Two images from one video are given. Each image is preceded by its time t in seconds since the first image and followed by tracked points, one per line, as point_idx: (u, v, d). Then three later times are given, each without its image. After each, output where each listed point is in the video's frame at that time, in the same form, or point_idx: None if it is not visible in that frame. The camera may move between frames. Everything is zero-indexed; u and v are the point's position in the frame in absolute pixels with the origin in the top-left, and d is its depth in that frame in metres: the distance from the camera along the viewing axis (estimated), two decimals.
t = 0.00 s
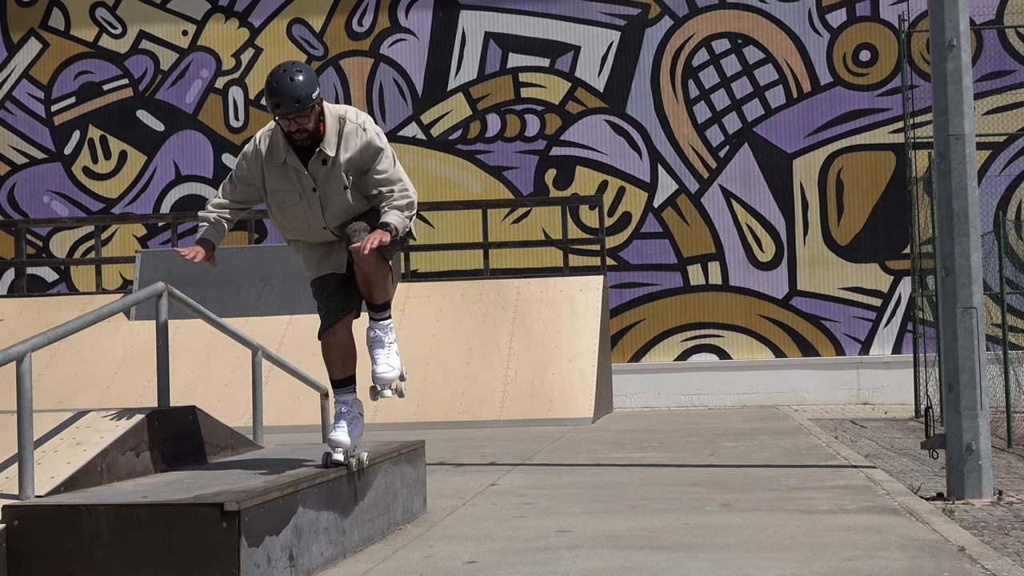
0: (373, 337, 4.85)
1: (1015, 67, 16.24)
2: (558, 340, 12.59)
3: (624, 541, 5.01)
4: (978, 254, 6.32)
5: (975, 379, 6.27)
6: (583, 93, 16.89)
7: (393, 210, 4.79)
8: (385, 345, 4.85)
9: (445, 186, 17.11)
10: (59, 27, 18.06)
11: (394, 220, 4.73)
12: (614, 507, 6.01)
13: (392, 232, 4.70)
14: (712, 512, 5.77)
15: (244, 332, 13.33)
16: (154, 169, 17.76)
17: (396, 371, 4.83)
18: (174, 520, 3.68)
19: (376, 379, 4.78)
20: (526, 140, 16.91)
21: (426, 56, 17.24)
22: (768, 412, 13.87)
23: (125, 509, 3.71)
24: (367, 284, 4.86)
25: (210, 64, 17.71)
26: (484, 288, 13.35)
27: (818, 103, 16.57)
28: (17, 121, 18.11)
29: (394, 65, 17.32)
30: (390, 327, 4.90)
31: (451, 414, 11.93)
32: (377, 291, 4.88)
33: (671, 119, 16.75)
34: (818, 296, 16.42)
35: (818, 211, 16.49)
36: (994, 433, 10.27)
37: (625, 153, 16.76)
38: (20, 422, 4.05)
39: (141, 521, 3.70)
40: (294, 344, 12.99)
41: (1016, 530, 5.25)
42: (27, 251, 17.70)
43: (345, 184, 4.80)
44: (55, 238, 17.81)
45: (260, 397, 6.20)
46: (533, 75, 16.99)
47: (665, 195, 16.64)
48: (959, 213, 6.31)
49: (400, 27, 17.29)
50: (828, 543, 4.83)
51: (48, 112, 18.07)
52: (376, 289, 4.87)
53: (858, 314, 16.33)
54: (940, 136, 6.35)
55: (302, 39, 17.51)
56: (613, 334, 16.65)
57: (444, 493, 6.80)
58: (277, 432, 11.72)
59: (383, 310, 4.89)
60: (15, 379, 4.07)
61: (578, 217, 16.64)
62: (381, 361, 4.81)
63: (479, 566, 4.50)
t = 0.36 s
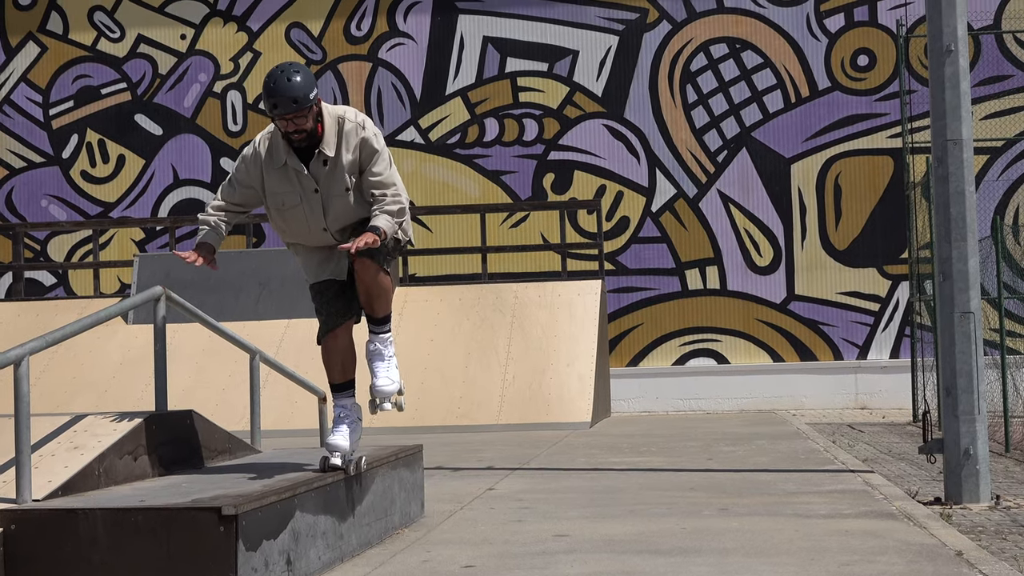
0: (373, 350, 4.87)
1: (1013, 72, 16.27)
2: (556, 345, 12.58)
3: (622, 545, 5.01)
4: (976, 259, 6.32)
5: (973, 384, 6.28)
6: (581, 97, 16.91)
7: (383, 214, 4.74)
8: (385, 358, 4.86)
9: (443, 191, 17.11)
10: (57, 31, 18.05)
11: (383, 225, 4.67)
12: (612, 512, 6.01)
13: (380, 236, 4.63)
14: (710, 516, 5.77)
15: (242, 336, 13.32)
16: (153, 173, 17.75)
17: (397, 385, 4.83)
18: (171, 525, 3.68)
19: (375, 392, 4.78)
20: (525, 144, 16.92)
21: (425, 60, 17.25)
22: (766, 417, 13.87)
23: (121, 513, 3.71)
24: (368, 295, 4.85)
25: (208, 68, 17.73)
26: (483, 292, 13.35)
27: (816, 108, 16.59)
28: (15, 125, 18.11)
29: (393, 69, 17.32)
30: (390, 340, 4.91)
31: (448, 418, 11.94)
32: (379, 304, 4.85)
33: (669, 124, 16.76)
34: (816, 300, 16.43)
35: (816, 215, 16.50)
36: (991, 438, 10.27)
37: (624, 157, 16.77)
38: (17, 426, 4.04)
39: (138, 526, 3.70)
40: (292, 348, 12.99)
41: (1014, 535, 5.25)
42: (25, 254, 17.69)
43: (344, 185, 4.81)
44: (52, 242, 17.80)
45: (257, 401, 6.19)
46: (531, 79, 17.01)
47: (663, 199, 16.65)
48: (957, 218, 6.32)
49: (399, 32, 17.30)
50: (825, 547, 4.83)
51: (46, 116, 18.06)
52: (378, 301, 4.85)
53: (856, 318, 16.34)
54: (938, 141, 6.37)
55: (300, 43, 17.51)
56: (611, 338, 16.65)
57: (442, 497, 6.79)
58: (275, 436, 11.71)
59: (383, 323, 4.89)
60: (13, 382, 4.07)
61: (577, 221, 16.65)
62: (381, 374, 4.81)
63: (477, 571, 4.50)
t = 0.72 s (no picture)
0: (376, 385, 4.98)
1: (1010, 75, 16.29)
2: (555, 349, 12.57)
3: (620, 549, 5.00)
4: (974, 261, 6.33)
5: (971, 386, 6.29)
6: (579, 101, 16.92)
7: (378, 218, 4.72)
8: (388, 392, 5.00)
9: (441, 195, 17.12)
10: (55, 37, 18.06)
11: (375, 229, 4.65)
12: (611, 516, 6.01)
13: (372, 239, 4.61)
14: (709, 520, 5.77)
15: (240, 341, 13.31)
16: (150, 178, 17.76)
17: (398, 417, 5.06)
18: (169, 530, 3.68)
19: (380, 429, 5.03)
20: (522, 148, 16.94)
21: (422, 65, 17.25)
22: (765, 420, 13.88)
23: (119, 519, 3.71)
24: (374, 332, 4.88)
25: (206, 74, 17.73)
26: (481, 296, 13.34)
27: (813, 111, 16.61)
28: (13, 131, 18.12)
29: (390, 74, 17.33)
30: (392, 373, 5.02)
31: (447, 422, 11.94)
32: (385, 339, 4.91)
33: (667, 127, 16.77)
34: (814, 303, 16.44)
35: (814, 218, 16.51)
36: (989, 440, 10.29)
37: (621, 161, 16.78)
38: (14, 432, 4.04)
39: (135, 531, 3.70)
40: (290, 353, 12.99)
41: (1012, 537, 5.25)
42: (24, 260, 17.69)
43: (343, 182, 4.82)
44: (51, 248, 17.80)
45: (255, 406, 6.18)
46: (529, 83, 17.03)
47: (661, 203, 16.67)
48: (954, 220, 6.32)
49: (396, 36, 17.31)
50: (824, 550, 4.83)
51: (44, 122, 18.07)
52: (383, 336, 4.90)
53: (854, 321, 16.35)
54: (935, 144, 6.37)
55: (297, 48, 17.53)
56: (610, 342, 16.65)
57: (440, 502, 6.79)
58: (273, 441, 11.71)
59: (386, 356, 4.99)
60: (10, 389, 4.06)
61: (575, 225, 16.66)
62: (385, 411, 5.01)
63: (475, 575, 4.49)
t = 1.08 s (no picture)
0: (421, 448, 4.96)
1: (1011, 77, 16.29)
2: (555, 352, 12.56)
3: (621, 551, 5.00)
4: (975, 263, 6.33)
5: (972, 389, 6.28)
6: (579, 103, 16.93)
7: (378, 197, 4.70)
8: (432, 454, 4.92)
9: (441, 197, 17.13)
10: (55, 40, 18.07)
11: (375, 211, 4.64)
12: (611, 518, 6.01)
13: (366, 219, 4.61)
14: (710, 522, 5.77)
15: (240, 344, 13.32)
16: (151, 181, 17.77)
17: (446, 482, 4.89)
18: (170, 532, 3.68)
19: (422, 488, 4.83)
20: (522, 151, 16.94)
21: (423, 67, 17.25)
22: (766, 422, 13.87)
23: (120, 521, 3.72)
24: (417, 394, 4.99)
25: (206, 77, 17.75)
26: (481, 298, 13.32)
27: (814, 113, 16.62)
28: (14, 134, 18.13)
29: (391, 76, 17.34)
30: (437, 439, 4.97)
31: (447, 425, 11.95)
32: (429, 401, 4.98)
33: (667, 130, 16.77)
34: (814, 306, 16.44)
35: (815, 221, 16.51)
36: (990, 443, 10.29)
37: (622, 163, 16.79)
38: (16, 435, 4.05)
39: (136, 533, 3.71)
40: (291, 356, 13.00)
41: (1013, 539, 5.25)
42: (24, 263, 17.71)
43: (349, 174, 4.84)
44: (51, 250, 17.82)
45: (256, 408, 6.19)
46: (529, 86, 17.03)
47: (661, 205, 16.67)
48: (955, 223, 6.32)
49: (396, 39, 17.32)
50: (824, 553, 4.83)
51: (44, 124, 18.08)
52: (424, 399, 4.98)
53: (855, 323, 16.36)
54: (936, 146, 6.37)
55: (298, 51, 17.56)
56: (610, 344, 16.66)
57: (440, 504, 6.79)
58: (274, 444, 11.71)
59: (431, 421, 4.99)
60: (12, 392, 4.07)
61: (575, 228, 16.67)
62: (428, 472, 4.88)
63: None
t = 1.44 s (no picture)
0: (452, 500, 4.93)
1: (1009, 79, 16.31)
2: (553, 353, 12.55)
3: (619, 553, 5.00)
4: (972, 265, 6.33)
5: (969, 391, 6.28)
6: (577, 105, 16.93)
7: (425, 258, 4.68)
8: (462, 507, 4.93)
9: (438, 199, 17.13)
10: (53, 41, 18.06)
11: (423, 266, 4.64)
12: (609, 520, 6.01)
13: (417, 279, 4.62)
14: (707, 524, 5.76)
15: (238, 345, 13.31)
16: (148, 183, 17.76)
17: (471, 533, 4.93)
18: (167, 533, 3.69)
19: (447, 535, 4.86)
20: (520, 152, 16.94)
21: (421, 69, 17.25)
22: (763, 424, 13.86)
23: (117, 523, 3.73)
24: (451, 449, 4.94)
25: (204, 78, 17.75)
26: (479, 300, 13.31)
27: (811, 115, 16.63)
28: (11, 135, 18.12)
29: (388, 78, 17.36)
30: (470, 493, 4.94)
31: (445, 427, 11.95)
32: (462, 456, 4.95)
33: (665, 131, 16.78)
34: (812, 307, 16.45)
35: (813, 223, 16.51)
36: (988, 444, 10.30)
37: (620, 165, 16.79)
38: (13, 436, 4.05)
39: (133, 534, 3.72)
40: (289, 357, 13.00)
41: (1011, 541, 5.26)
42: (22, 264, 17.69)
43: (400, 216, 4.79)
44: (49, 252, 17.80)
45: (253, 410, 6.18)
46: (527, 87, 17.03)
47: (659, 207, 16.68)
48: (953, 225, 6.32)
49: (394, 40, 17.32)
50: (823, 554, 4.83)
51: (42, 126, 18.07)
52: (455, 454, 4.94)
53: (852, 324, 16.36)
54: (933, 147, 6.37)
55: (296, 52, 17.55)
56: (609, 346, 16.66)
57: (439, 506, 6.78)
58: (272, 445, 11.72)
59: (465, 476, 4.94)
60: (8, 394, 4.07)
61: (573, 229, 16.68)
62: (456, 522, 4.91)
63: None
